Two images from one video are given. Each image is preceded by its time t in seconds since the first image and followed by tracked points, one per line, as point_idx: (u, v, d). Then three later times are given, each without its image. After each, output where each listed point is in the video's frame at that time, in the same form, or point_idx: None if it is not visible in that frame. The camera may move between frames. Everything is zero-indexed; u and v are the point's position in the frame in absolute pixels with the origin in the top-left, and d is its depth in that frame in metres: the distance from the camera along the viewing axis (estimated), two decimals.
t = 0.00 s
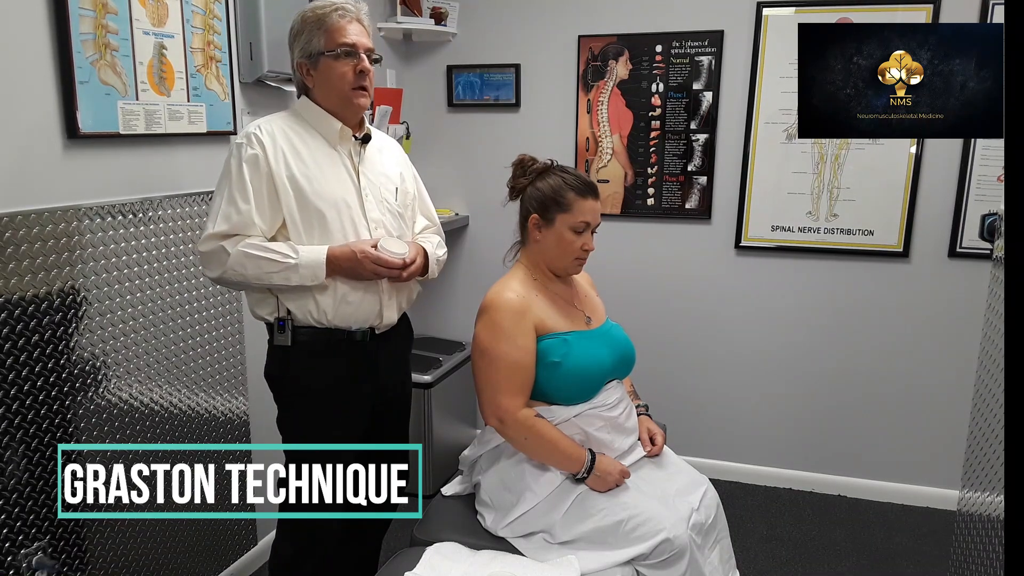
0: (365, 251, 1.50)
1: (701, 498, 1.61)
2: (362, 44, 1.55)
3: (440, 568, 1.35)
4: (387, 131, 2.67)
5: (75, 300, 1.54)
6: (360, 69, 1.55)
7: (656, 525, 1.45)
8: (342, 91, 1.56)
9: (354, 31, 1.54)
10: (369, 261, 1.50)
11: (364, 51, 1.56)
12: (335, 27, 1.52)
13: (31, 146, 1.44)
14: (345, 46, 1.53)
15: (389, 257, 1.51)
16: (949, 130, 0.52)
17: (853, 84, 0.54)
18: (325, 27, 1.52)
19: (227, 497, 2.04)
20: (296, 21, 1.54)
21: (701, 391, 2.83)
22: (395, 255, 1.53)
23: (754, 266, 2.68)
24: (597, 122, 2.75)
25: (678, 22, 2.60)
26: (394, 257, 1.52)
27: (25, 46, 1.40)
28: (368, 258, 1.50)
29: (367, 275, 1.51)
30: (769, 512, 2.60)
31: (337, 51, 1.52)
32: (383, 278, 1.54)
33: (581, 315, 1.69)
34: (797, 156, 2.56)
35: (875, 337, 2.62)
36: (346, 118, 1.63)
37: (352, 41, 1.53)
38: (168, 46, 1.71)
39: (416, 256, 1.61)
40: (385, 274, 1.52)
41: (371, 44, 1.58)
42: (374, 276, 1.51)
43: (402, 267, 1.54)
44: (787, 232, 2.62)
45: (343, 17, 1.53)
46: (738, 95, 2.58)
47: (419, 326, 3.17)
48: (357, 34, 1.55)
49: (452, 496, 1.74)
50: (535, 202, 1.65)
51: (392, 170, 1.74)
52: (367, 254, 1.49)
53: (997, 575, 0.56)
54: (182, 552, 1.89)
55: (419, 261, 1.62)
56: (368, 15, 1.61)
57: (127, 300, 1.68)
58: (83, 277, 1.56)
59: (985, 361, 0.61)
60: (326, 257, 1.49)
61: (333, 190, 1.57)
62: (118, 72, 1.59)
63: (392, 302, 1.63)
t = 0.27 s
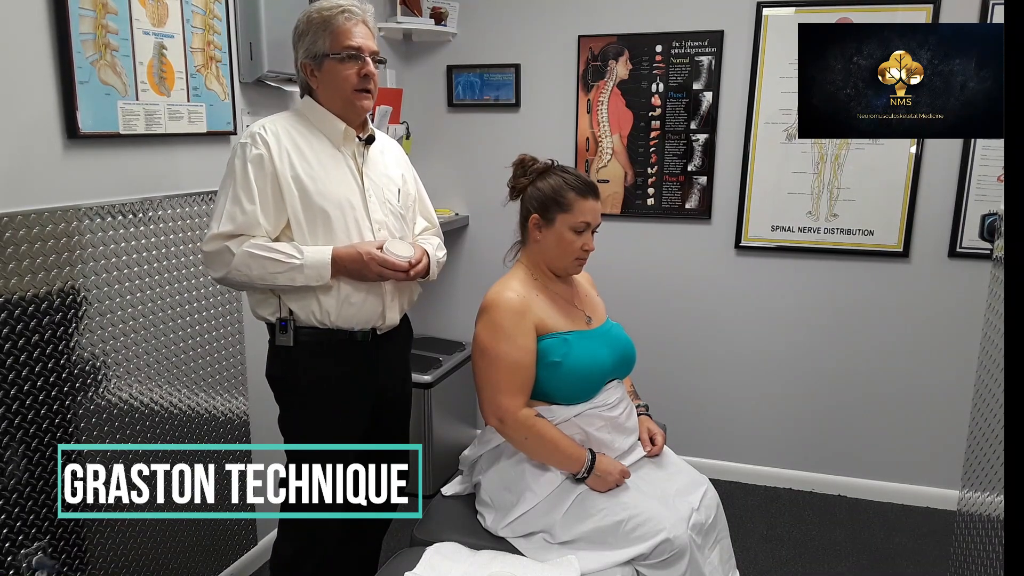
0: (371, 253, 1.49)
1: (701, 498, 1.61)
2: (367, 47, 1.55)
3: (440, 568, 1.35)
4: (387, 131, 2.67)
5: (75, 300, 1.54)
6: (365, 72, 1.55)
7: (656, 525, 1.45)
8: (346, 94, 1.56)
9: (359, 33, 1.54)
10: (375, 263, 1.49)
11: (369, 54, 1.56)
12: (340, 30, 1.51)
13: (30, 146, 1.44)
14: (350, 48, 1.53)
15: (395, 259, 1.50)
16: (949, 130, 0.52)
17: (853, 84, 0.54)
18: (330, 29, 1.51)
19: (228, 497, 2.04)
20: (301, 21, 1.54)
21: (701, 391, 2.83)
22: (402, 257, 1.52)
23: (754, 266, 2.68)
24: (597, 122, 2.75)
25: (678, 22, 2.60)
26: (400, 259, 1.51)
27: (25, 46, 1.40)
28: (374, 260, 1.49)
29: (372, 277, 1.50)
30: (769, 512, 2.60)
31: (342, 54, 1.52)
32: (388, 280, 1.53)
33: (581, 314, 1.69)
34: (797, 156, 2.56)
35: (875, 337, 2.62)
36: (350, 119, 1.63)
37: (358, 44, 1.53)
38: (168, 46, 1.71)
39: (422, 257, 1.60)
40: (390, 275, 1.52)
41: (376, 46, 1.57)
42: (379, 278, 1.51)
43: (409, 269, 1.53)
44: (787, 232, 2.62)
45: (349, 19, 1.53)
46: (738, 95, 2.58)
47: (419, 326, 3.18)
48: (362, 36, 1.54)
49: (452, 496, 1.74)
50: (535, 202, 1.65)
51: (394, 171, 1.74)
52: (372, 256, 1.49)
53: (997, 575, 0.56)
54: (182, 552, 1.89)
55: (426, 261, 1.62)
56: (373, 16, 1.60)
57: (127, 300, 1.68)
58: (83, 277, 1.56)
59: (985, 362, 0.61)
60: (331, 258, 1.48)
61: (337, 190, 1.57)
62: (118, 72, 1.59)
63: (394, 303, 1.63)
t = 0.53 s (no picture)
0: (373, 254, 1.49)
1: (701, 498, 1.61)
2: (357, 42, 1.54)
3: (441, 568, 1.35)
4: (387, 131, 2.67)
5: (75, 299, 1.54)
6: (355, 67, 1.54)
7: (656, 525, 1.45)
8: (338, 91, 1.56)
9: (349, 29, 1.53)
10: (376, 264, 1.50)
11: (362, 50, 1.55)
12: (329, 27, 1.51)
13: (30, 146, 1.44)
14: (340, 45, 1.52)
15: (397, 260, 1.51)
16: (950, 130, 0.52)
17: (853, 84, 0.54)
18: (319, 27, 1.52)
19: (228, 497, 2.04)
20: (297, 22, 1.55)
21: (701, 390, 2.83)
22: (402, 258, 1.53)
23: (754, 266, 2.68)
24: (597, 122, 2.75)
25: (678, 22, 2.60)
26: (401, 260, 1.52)
27: (25, 46, 1.40)
28: (375, 261, 1.50)
29: (374, 278, 1.51)
30: (769, 512, 2.60)
31: (331, 51, 1.52)
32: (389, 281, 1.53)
33: (581, 314, 1.69)
34: (797, 156, 2.56)
35: (875, 336, 2.62)
36: (351, 118, 1.63)
37: (347, 41, 1.52)
38: (168, 46, 1.71)
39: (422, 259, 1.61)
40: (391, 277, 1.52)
41: (369, 42, 1.56)
42: (380, 279, 1.51)
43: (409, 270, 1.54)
44: (787, 232, 2.62)
45: (338, 16, 1.52)
46: (738, 95, 2.58)
47: (419, 326, 3.18)
48: (352, 33, 1.53)
49: (452, 496, 1.74)
50: (535, 202, 1.65)
51: (394, 171, 1.74)
52: (374, 256, 1.49)
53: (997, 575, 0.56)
54: (182, 552, 1.89)
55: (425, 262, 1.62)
56: (370, 12, 1.59)
57: (127, 300, 1.68)
58: (83, 277, 1.56)
59: (984, 362, 0.61)
60: (333, 258, 1.48)
61: (337, 190, 1.57)
62: (118, 72, 1.59)
63: (394, 303, 1.63)
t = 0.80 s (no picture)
0: (347, 242, 1.44)
1: (701, 498, 1.61)
2: (346, 41, 1.53)
3: (440, 568, 1.35)
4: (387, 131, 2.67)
5: (74, 300, 1.54)
6: (340, 65, 1.53)
7: (656, 525, 1.45)
8: (323, 88, 1.56)
9: (338, 27, 1.53)
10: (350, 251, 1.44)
11: (351, 49, 1.54)
12: (321, 26, 1.53)
13: (30, 146, 1.44)
14: (327, 42, 1.53)
15: (371, 246, 1.45)
16: (949, 130, 0.52)
17: (853, 84, 0.54)
18: (311, 25, 1.54)
19: (228, 497, 2.04)
20: (301, 22, 1.60)
21: (701, 390, 2.83)
22: (378, 247, 1.47)
23: (754, 266, 2.68)
24: (596, 122, 2.75)
25: (678, 22, 2.60)
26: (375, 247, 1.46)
27: (25, 46, 1.40)
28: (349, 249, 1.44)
29: (351, 268, 1.45)
30: (769, 512, 2.60)
31: (319, 49, 1.53)
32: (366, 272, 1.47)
33: (581, 314, 1.69)
34: (797, 156, 2.56)
35: (875, 336, 2.61)
36: (343, 117, 1.62)
37: (336, 39, 1.53)
38: (168, 46, 1.71)
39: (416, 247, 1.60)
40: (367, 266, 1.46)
41: (362, 43, 1.56)
42: (357, 269, 1.45)
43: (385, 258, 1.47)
44: (787, 232, 2.62)
45: (330, 15, 1.53)
46: (738, 96, 2.58)
47: (419, 326, 3.18)
48: (344, 32, 1.54)
49: (452, 496, 1.74)
50: (535, 202, 1.65)
51: (391, 170, 1.73)
52: (349, 244, 1.44)
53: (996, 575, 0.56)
54: (182, 552, 1.89)
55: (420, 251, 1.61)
56: (369, 13, 1.59)
57: (127, 300, 1.68)
58: (83, 277, 1.56)
59: (985, 362, 0.61)
60: (309, 250, 1.45)
61: (325, 189, 1.57)
62: (118, 72, 1.58)
63: (384, 302, 1.61)
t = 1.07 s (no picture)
0: (292, 222, 1.39)
1: (701, 498, 1.61)
2: (350, 44, 1.53)
3: (440, 568, 1.35)
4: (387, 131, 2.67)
5: (73, 299, 1.53)
6: (340, 67, 1.52)
7: (656, 525, 1.45)
8: (323, 87, 1.55)
9: (343, 30, 1.54)
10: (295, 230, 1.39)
11: (354, 52, 1.54)
12: (327, 26, 1.53)
13: (30, 146, 1.44)
14: (331, 43, 1.53)
15: (313, 224, 1.38)
16: (949, 130, 0.52)
17: (853, 84, 0.54)
18: (318, 24, 1.55)
19: (228, 497, 2.04)
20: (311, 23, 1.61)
21: (701, 390, 2.83)
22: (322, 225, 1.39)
23: (754, 266, 2.68)
24: (596, 122, 2.75)
25: (678, 22, 2.60)
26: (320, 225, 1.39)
27: (25, 46, 1.40)
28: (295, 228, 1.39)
29: (299, 247, 1.40)
30: (769, 512, 2.60)
31: (322, 48, 1.53)
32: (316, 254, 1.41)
33: (581, 315, 1.69)
34: (798, 156, 2.56)
35: (875, 336, 2.61)
36: (339, 118, 1.61)
37: (341, 41, 1.53)
38: (168, 46, 1.71)
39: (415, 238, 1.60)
40: (313, 245, 1.39)
41: (366, 48, 1.56)
42: (304, 247, 1.39)
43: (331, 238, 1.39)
44: (788, 232, 2.62)
45: (338, 17, 1.54)
46: (738, 96, 2.58)
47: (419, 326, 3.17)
48: (349, 35, 1.54)
49: (452, 496, 1.74)
50: (535, 202, 1.65)
51: (390, 172, 1.72)
52: (294, 223, 1.39)
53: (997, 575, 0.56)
54: (182, 552, 1.89)
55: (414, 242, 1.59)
56: (377, 19, 1.59)
57: (127, 300, 1.68)
58: (83, 277, 1.56)
59: (985, 362, 0.61)
60: (266, 232, 1.43)
61: (312, 184, 1.57)
62: (118, 72, 1.58)
63: (369, 301, 1.59)
